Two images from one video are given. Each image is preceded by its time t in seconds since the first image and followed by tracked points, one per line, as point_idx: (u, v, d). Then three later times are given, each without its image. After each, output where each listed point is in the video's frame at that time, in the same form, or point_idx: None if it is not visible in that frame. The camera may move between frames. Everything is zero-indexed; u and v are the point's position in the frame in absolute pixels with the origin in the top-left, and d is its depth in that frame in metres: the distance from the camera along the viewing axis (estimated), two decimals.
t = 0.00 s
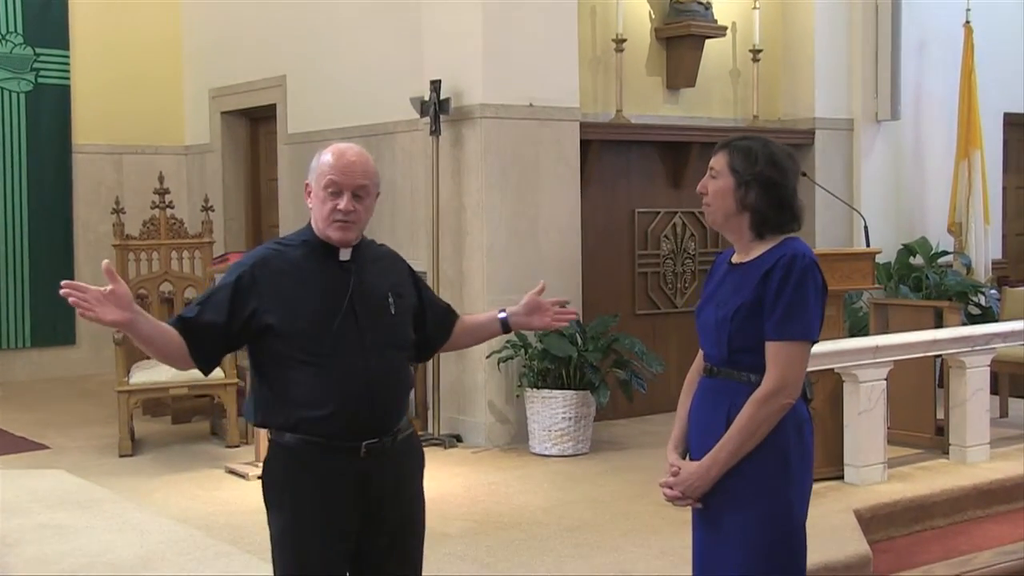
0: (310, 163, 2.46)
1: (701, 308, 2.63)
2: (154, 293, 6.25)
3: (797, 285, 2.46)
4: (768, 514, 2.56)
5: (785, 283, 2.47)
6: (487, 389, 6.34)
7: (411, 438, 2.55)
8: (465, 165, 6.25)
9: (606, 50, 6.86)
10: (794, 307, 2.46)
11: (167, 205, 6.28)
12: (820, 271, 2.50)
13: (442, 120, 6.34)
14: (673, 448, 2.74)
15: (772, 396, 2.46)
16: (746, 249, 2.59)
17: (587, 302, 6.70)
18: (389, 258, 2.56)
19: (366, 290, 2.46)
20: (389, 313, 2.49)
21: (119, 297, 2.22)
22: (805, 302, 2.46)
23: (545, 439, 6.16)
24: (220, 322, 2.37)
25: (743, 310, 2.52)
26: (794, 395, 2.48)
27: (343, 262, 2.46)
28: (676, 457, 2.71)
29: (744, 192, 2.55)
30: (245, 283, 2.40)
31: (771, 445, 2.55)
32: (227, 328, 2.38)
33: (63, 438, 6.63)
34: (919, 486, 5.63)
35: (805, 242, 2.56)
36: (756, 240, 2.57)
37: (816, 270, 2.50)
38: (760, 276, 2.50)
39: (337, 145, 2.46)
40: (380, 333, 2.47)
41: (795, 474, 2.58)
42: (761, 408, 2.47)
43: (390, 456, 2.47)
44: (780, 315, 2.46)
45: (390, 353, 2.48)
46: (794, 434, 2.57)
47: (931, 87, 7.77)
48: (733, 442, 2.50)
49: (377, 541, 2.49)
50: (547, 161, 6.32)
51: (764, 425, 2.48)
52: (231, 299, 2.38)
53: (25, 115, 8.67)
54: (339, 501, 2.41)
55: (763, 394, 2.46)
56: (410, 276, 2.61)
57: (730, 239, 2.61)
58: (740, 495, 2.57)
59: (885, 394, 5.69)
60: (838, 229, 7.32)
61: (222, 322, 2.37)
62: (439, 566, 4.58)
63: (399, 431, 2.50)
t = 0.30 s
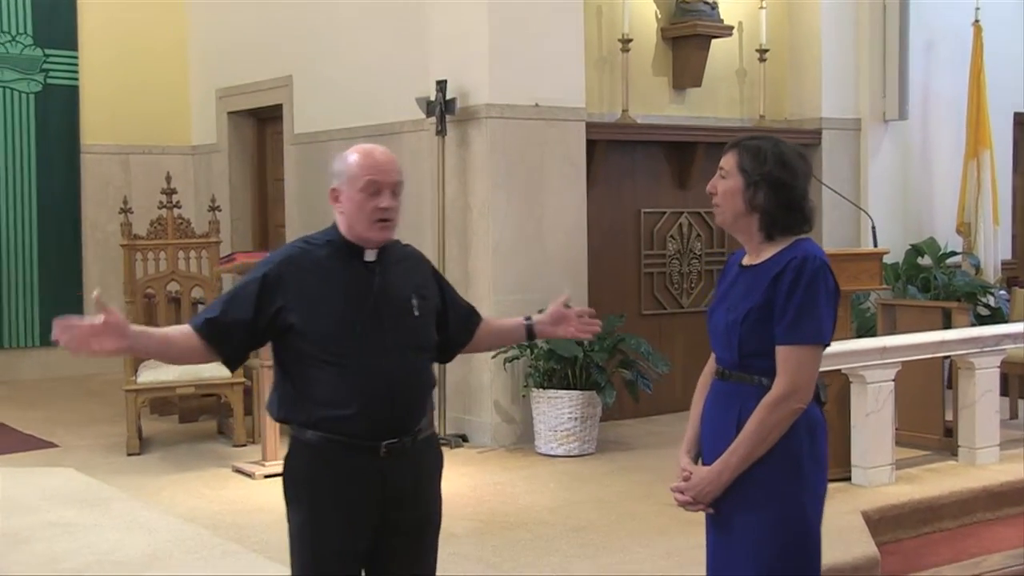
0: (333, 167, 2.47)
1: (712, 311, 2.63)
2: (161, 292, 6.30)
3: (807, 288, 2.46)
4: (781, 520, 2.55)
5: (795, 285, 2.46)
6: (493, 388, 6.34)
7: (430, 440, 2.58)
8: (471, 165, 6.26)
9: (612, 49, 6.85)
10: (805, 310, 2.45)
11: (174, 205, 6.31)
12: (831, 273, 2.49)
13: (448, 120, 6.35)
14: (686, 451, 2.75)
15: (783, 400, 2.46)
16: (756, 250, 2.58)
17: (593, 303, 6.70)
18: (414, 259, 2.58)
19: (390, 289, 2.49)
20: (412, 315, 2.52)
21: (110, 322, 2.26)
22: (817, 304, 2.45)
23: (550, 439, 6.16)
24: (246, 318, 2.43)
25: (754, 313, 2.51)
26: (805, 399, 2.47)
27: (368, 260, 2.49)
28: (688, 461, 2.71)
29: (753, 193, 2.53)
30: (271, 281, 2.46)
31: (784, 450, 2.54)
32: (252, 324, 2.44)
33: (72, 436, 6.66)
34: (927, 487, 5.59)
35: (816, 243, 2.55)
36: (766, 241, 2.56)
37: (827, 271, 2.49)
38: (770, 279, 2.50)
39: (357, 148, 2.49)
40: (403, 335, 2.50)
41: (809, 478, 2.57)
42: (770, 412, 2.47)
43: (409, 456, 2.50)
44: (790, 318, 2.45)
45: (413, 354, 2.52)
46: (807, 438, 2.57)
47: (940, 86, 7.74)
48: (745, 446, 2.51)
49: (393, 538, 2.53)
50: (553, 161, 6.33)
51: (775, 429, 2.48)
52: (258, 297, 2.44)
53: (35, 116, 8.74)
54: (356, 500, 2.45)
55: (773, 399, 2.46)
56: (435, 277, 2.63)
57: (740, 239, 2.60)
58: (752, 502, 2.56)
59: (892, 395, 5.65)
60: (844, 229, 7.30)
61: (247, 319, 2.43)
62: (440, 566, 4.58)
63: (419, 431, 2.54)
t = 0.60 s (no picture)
0: (381, 168, 2.51)
1: (739, 312, 2.62)
2: (185, 292, 6.34)
3: (830, 289, 2.44)
4: (807, 524, 2.54)
5: (818, 287, 2.44)
6: (516, 388, 6.34)
7: (460, 440, 2.65)
8: (493, 165, 6.26)
9: (634, 49, 6.84)
10: (828, 311, 2.43)
11: (198, 204, 6.35)
12: (856, 273, 2.47)
13: (471, 120, 6.36)
14: (713, 453, 2.74)
15: (805, 403, 2.44)
16: (780, 251, 2.57)
17: (617, 303, 6.69)
18: (451, 262, 2.65)
19: (431, 293, 2.55)
20: (450, 318, 2.59)
21: (141, 414, 2.34)
22: (839, 305, 2.44)
23: (573, 439, 6.15)
24: (293, 319, 2.45)
25: (777, 314, 2.50)
26: (829, 402, 2.45)
27: (409, 262, 2.53)
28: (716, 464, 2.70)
29: (776, 193, 2.52)
30: (317, 282, 2.49)
31: (808, 451, 2.52)
32: (299, 325, 2.46)
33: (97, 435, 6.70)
34: (953, 489, 5.54)
35: (842, 245, 2.53)
36: (789, 242, 2.55)
37: (852, 272, 2.47)
38: (793, 280, 2.49)
39: (405, 150, 2.54)
40: (440, 338, 2.56)
41: (834, 479, 2.55)
42: (792, 415, 2.46)
43: (440, 456, 2.57)
44: (813, 320, 2.44)
45: (450, 356, 2.59)
46: (832, 439, 2.55)
47: (966, 86, 7.68)
48: (769, 449, 2.49)
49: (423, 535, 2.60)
50: (576, 161, 6.32)
51: (800, 431, 2.47)
52: (305, 297, 2.47)
53: (62, 117, 8.80)
54: (389, 499, 2.51)
55: (797, 401, 2.45)
56: (470, 281, 2.69)
57: (764, 239, 2.59)
58: (776, 505, 2.55)
59: (918, 396, 5.61)
60: (869, 229, 7.26)
61: (294, 320, 2.45)
62: (463, 565, 4.57)
63: (450, 431, 2.61)
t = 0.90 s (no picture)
0: (417, 169, 2.52)
1: (771, 314, 2.60)
2: (216, 291, 6.39)
3: (862, 290, 2.43)
4: (838, 525, 2.53)
5: (850, 287, 2.43)
6: (545, 388, 6.32)
7: (491, 439, 2.66)
8: (524, 165, 6.25)
9: (665, 49, 6.83)
10: (860, 311, 2.41)
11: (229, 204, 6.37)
12: (889, 275, 2.46)
13: (501, 120, 6.35)
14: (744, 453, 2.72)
15: (835, 404, 2.41)
16: (814, 251, 2.56)
17: (646, 303, 6.68)
18: (479, 261, 2.69)
19: (464, 291, 2.59)
20: (482, 315, 2.62)
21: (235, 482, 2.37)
22: (871, 306, 2.42)
23: (603, 439, 6.14)
24: (333, 318, 2.45)
25: (808, 315, 2.48)
26: (859, 403, 2.43)
27: (442, 259, 2.56)
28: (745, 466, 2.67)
29: (809, 193, 2.50)
30: (355, 281, 2.49)
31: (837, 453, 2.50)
32: (339, 325, 2.46)
33: (128, 434, 6.73)
34: (988, 492, 5.50)
35: (876, 247, 2.51)
36: (823, 242, 2.53)
37: (884, 274, 2.45)
38: (825, 280, 2.47)
39: (436, 149, 2.55)
40: (472, 336, 2.59)
41: (865, 480, 2.53)
42: (822, 416, 2.42)
43: (473, 455, 2.59)
44: (845, 320, 2.41)
45: (483, 354, 2.62)
46: (862, 440, 2.52)
47: (1000, 86, 7.62)
48: (798, 451, 2.46)
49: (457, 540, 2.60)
50: (607, 160, 6.32)
51: (829, 433, 2.44)
52: (346, 297, 2.47)
53: (95, 118, 8.81)
54: (425, 499, 2.53)
55: (828, 401, 2.41)
56: (499, 282, 2.73)
57: (798, 239, 2.57)
58: (808, 507, 2.53)
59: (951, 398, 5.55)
60: (901, 230, 7.21)
61: (339, 320, 2.45)
62: (496, 566, 4.56)
63: (483, 431, 2.62)
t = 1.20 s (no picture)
0: (433, 167, 2.52)
1: (797, 315, 2.55)
2: (241, 291, 6.41)
3: (890, 291, 2.36)
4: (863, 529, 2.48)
5: (878, 288, 2.37)
6: (568, 389, 6.32)
7: (517, 439, 2.65)
8: (548, 165, 6.25)
9: (691, 49, 6.82)
10: (887, 312, 2.35)
11: (255, 204, 6.39)
12: (917, 277, 2.39)
13: (526, 119, 6.35)
14: (768, 454, 2.65)
15: (861, 406, 2.36)
16: (843, 252, 2.49)
17: (670, 303, 6.67)
18: (499, 260, 2.70)
19: (486, 289, 2.59)
20: (505, 313, 2.62)
21: (255, 480, 2.35)
22: (900, 307, 2.36)
23: (627, 440, 6.13)
24: (356, 320, 2.46)
25: (836, 316, 2.42)
26: (887, 405, 2.37)
27: (461, 257, 2.57)
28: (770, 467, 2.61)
29: (836, 193, 2.44)
30: (377, 282, 2.50)
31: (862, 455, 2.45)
32: (363, 327, 2.46)
33: (155, 432, 6.77)
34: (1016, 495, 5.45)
35: (905, 247, 2.45)
36: (852, 243, 2.47)
37: (913, 275, 2.39)
38: (853, 282, 2.41)
39: (451, 146, 2.55)
40: (495, 334, 2.59)
41: (891, 484, 2.47)
42: (850, 416, 2.37)
43: (498, 453, 2.58)
44: (871, 321, 2.36)
45: (507, 352, 2.62)
46: (888, 443, 2.47)
47: None
48: (821, 453, 2.41)
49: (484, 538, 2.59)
50: (631, 160, 6.31)
51: (854, 434, 2.38)
52: (368, 298, 2.48)
53: (122, 118, 8.90)
54: (451, 498, 2.53)
55: (854, 403, 2.36)
56: (521, 280, 2.73)
57: (826, 240, 2.52)
58: (832, 509, 2.48)
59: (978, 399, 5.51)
60: (928, 230, 7.18)
61: (361, 321, 2.46)
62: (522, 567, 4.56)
63: (508, 430, 2.62)
